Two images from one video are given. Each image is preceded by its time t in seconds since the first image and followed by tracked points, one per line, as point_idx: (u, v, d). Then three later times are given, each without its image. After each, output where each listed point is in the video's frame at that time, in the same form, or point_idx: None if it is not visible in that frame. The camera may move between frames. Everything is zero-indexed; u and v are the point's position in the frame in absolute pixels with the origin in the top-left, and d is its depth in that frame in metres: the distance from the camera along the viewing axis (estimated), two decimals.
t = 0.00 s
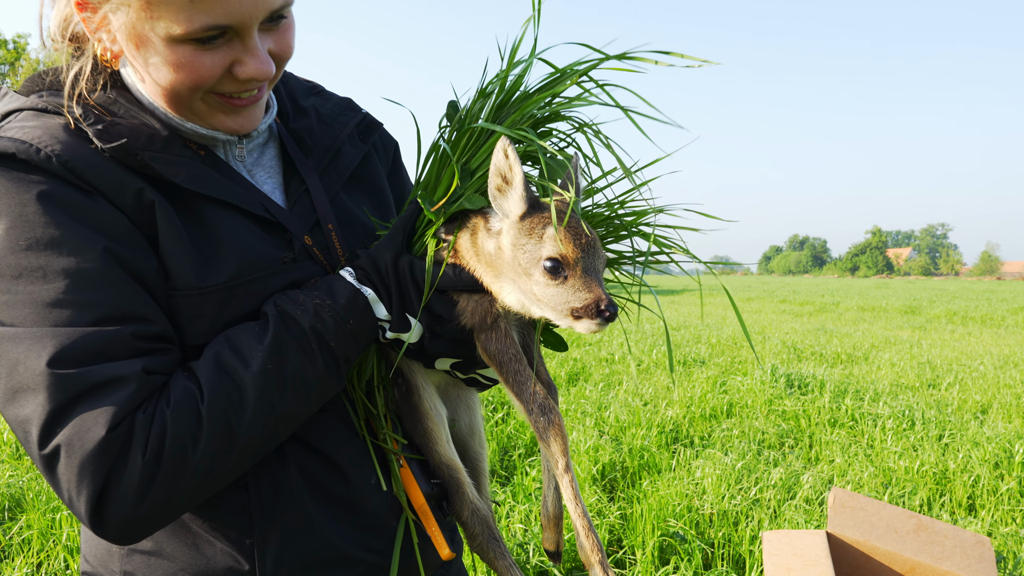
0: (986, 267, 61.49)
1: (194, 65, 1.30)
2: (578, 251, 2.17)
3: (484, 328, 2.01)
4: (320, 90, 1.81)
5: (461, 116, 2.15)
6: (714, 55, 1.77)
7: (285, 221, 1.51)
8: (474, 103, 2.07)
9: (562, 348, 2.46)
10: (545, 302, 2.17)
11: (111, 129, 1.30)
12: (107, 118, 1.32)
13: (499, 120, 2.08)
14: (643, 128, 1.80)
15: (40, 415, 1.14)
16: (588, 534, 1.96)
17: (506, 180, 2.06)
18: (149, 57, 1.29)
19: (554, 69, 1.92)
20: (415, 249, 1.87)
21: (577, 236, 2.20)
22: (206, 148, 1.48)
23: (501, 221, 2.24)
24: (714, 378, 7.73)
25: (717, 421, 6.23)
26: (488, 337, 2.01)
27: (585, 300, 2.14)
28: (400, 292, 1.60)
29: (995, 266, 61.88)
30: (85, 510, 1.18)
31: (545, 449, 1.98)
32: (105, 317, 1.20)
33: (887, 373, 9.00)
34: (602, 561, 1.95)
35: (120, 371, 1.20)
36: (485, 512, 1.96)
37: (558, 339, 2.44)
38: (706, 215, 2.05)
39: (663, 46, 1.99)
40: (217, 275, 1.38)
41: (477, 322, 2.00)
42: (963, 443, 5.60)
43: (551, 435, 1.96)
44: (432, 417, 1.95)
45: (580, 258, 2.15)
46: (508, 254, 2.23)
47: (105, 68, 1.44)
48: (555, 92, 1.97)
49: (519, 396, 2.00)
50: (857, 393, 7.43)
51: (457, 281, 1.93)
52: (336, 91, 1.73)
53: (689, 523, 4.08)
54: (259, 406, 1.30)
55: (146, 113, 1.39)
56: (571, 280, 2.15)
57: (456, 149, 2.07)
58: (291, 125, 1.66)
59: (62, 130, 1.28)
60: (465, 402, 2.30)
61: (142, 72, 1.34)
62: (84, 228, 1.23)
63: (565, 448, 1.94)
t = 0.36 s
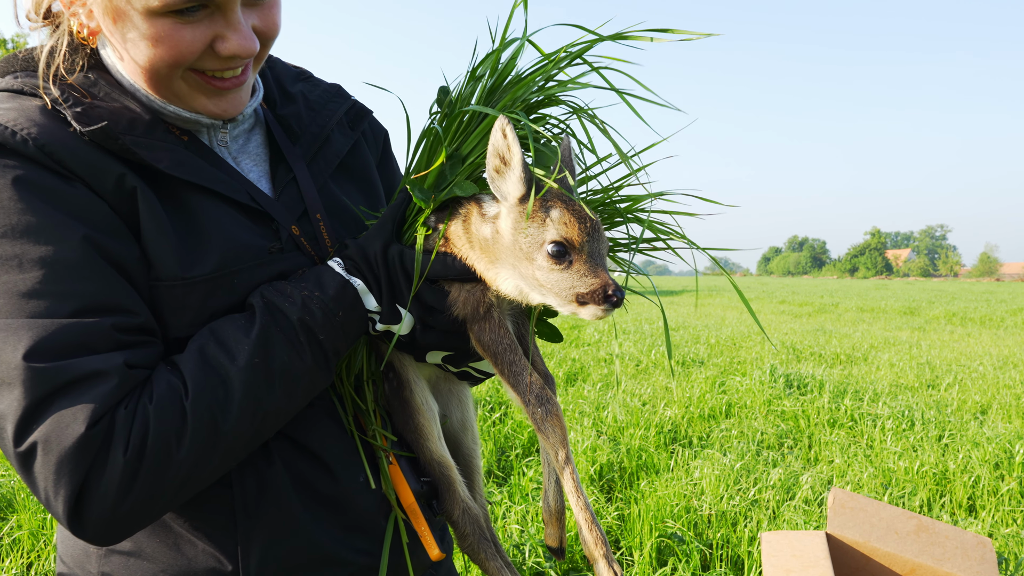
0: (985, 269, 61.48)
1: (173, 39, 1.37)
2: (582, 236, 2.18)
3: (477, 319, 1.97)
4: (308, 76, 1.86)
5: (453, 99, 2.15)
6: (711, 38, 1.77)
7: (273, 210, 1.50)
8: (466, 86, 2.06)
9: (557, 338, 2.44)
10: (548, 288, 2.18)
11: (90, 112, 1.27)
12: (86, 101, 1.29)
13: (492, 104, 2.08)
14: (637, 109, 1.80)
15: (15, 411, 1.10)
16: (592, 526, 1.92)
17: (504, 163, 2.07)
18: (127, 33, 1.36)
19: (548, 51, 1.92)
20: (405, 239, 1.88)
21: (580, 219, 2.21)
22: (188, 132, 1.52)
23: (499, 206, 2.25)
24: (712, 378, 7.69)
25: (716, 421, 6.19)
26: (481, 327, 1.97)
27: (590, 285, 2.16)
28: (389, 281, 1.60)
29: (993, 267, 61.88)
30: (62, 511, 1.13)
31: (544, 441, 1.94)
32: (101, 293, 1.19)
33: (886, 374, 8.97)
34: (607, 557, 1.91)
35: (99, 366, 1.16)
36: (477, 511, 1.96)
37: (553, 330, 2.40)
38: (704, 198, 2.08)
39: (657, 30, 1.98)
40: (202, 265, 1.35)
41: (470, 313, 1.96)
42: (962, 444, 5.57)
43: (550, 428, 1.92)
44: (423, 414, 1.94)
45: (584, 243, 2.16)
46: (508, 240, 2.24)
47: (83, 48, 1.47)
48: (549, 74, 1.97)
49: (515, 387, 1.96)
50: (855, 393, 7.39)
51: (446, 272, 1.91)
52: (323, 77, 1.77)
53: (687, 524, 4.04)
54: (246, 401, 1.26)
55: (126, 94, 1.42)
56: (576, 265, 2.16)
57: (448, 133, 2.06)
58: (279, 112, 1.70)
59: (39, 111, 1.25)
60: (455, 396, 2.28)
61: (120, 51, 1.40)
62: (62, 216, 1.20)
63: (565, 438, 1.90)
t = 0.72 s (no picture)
0: (986, 269, 61.40)
1: (157, 29, 1.42)
2: (590, 230, 2.16)
3: (469, 321, 1.96)
4: (298, 70, 1.93)
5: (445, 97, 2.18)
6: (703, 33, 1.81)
7: (259, 208, 1.55)
8: (459, 82, 2.10)
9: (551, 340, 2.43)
10: (558, 283, 2.16)
11: (72, 105, 1.32)
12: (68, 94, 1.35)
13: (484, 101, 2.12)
14: (629, 103, 1.84)
15: None
16: (584, 534, 1.88)
17: (505, 157, 2.05)
18: (109, 23, 1.41)
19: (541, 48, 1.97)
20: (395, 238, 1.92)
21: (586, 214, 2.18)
22: (172, 128, 1.58)
23: (502, 204, 2.21)
24: (713, 380, 7.67)
25: (716, 423, 6.16)
26: (473, 329, 1.95)
27: (600, 279, 2.15)
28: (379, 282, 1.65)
29: (994, 268, 61.81)
30: (41, 516, 1.17)
31: (537, 445, 1.91)
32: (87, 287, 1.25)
33: (887, 375, 8.93)
34: (598, 564, 1.87)
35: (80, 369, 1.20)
36: (465, 519, 1.94)
37: (546, 332, 2.40)
38: (699, 198, 2.15)
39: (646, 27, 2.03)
40: (184, 266, 1.40)
41: (462, 315, 1.95)
42: (963, 445, 5.54)
43: (541, 432, 1.89)
44: (412, 418, 1.94)
45: (593, 237, 2.15)
46: (511, 237, 2.21)
47: (63, 37, 1.53)
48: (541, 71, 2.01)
49: (507, 391, 1.93)
50: (856, 394, 7.36)
51: (437, 271, 1.92)
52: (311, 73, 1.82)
53: (686, 526, 4.01)
54: (229, 407, 1.30)
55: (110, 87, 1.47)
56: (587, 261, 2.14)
57: (439, 131, 2.09)
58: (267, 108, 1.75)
59: (21, 104, 1.31)
60: (447, 399, 2.29)
61: (102, 43, 1.46)
62: (45, 215, 1.24)
63: (558, 443, 1.86)
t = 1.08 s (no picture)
0: (987, 271, 61.31)
1: (141, 21, 1.38)
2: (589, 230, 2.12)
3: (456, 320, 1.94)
4: (284, 66, 1.95)
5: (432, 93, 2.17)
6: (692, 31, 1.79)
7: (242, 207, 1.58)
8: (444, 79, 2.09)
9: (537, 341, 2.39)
10: (554, 283, 2.14)
11: (49, 97, 1.34)
12: (46, 86, 1.37)
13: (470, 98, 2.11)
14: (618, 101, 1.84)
15: None
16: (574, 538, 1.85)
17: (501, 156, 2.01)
18: (92, 18, 1.38)
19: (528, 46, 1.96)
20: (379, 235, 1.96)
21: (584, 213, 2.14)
22: (154, 128, 1.55)
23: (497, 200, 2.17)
24: (713, 381, 7.63)
25: (715, 425, 6.13)
26: (460, 328, 1.93)
27: (598, 279, 2.13)
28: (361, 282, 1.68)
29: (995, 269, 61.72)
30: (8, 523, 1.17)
31: (524, 447, 1.88)
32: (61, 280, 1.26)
33: (887, 376, 8.89)
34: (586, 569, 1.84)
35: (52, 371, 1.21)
36: (450, 525, 1.93)
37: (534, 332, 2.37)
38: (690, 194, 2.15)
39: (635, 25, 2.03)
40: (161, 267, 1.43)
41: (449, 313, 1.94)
42: (964, 447, 5.50)
43: (530, 432, 1.86)
44: (396, 423, 1.94)
45: (591, 235, 2.11)
46: (506, 235, 2.17)
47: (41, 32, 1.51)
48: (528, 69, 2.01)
49: (494, 390, 1.90)
50: (856, 396, 7.32)
51: (424, 270, 1.93)
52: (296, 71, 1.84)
53: (684, 529, 3.97)
54: (206, 411, 1.32)
55: (90, 83, 1.45)
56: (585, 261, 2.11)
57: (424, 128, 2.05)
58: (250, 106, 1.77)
59: None
60: (433, 400, 2.29)
61: (85, 38, 1.42)
62: (21, 211, 1.25)
63: (545, 444, 1.84)
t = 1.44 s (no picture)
0: (990, 274, 61.18)
1: (126, 21, 1.37)
2: (583, 228, 2.12)
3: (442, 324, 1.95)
4: (271, 69, 1.98)
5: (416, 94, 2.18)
6: (681, 23, 1.87)
7: (228, 212, 1.61)
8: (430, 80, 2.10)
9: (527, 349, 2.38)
10: (548, 281, 2.13)
11: (28, 97, 1.38)
12: (27, 84, 1.40)
13: (456, 98, 2.12)
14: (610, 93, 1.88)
15: None
16: (564, 544, 1.81)
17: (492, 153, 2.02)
18: (76, 17, 1.36)
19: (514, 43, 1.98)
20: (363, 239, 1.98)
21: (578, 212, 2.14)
22: (135, 127, 1.56)
23: (489, 198, 2.15)
24: (713, 385, 7.60)
25: (715, 429, 6.10)
26: (447, 333, 1.94)
27: (593, 278, 2.12)
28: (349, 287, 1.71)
29: (997, 273, 61.62)
30: None
31: (512, 452, 1.87)
32: (39, 279, 1.29)
33: (888, 380, 8.85)
34: None
35: (24, 377, 1.24)
36: (438, 536, 1.92)
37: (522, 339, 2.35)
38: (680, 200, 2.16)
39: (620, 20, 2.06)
40: (139, 272, 1.45)
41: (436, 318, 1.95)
42: (965, 452, 5.46)
43: (519, 437, 1.85)
44: (383, 432, 1.94)
45: (585, 233, 2.12)
46: (497, 234, 2.16)
47: (24, 29, 1.51)
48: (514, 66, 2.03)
49: (482, 395, 1.89)
50: (857, 400, 7.28)
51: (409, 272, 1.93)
52: (284, 75, 1.87)
53: (683, 535, 3.94)
54: (180, 417, 1.36)
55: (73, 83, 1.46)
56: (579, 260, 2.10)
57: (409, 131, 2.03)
58: (237, 109, 1.80)
59: None
60: (422, 407, 2.29)
61: (71, 39, 1.41)
62: None
63: (533, 448, 1.83)
